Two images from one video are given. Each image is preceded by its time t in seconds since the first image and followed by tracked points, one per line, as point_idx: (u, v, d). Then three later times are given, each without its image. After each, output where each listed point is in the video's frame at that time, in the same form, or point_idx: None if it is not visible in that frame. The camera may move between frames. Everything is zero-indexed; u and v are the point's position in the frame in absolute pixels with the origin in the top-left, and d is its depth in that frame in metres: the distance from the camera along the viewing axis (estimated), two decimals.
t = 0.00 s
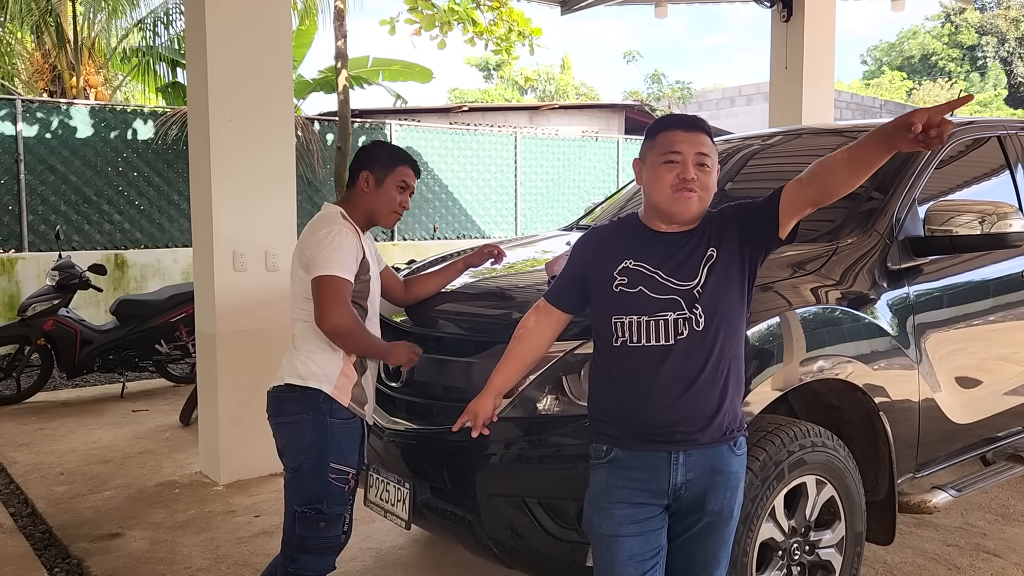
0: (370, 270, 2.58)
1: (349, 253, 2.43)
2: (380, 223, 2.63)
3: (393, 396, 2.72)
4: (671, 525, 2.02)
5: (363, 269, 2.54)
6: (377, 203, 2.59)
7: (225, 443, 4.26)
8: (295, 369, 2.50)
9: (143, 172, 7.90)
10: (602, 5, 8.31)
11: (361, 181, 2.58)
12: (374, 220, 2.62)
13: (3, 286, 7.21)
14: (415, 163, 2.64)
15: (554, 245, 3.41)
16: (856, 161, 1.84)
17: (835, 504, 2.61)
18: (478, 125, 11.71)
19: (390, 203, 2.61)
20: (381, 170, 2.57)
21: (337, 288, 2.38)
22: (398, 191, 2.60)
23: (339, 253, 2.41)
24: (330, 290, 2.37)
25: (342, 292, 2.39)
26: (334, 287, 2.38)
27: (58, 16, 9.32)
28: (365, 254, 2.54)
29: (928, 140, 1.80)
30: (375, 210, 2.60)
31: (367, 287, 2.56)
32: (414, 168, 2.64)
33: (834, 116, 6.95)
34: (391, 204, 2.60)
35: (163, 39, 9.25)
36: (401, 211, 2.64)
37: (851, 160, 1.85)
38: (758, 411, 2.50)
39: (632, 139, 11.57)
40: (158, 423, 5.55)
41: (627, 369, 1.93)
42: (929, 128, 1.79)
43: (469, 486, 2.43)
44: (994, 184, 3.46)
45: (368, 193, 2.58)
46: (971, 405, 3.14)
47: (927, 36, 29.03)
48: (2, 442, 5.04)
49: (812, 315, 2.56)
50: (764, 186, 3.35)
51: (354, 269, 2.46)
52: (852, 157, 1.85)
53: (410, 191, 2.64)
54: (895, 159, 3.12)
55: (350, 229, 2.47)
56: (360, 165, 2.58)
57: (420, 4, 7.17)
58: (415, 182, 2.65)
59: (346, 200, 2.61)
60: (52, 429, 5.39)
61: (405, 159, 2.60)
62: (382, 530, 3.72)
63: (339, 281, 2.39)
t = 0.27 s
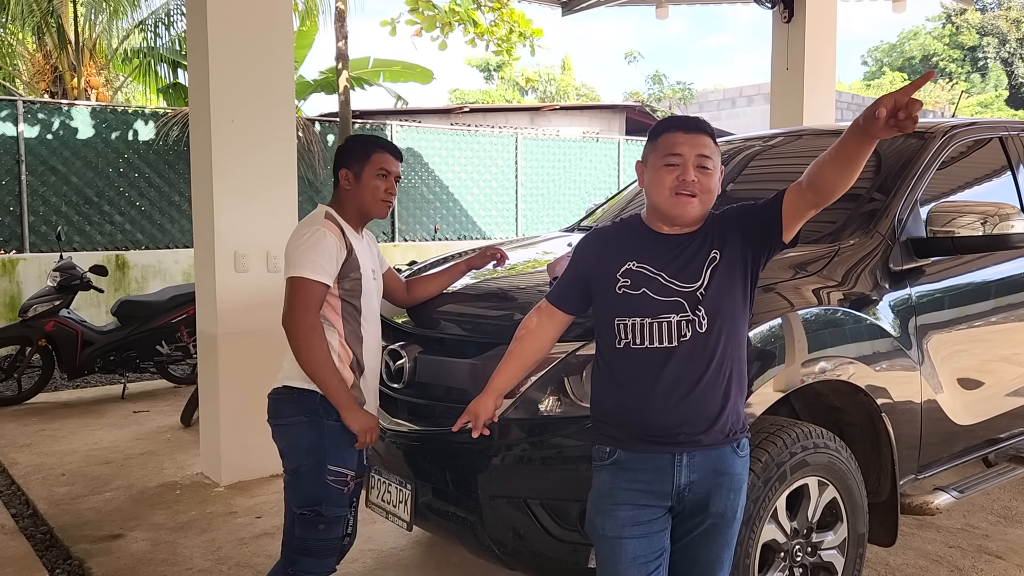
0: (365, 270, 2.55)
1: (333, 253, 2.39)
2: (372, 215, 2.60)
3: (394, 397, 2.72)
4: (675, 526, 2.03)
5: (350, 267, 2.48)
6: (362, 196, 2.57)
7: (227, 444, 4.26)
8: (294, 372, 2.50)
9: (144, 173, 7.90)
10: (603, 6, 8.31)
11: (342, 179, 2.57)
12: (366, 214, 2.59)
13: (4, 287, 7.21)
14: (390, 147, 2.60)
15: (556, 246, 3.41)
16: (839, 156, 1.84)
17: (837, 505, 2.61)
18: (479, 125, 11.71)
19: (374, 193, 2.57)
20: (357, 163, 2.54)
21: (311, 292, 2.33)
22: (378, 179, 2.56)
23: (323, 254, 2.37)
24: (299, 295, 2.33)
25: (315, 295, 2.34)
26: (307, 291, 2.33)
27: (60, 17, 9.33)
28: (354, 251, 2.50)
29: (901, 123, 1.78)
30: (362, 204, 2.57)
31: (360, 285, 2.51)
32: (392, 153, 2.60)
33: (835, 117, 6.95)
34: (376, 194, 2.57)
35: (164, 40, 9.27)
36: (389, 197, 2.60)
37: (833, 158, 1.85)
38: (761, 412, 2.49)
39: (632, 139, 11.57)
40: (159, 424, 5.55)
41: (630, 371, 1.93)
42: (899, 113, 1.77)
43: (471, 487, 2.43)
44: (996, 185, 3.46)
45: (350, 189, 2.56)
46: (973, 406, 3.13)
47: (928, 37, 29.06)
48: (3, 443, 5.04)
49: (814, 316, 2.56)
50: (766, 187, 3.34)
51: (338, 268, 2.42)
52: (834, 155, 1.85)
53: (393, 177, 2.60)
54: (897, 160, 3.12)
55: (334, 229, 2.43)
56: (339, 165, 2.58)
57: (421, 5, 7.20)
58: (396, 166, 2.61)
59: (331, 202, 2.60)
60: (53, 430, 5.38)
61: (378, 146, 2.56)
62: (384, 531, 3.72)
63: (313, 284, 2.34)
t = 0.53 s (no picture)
0: (356, 269, 2.53)
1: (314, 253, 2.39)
2: (364, 212, 2.58)
3: (395, 398, 2.71)
4: (676, 528, 2.02)
5: (337, 266, 2.48)
6: (351, 194, 2.56)
7: (228, 445, 4.26)
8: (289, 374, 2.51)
9: (145, 174, 7.90)
10: (604, 8, 8.31)
11: (329, 181, 2.57)
12: (358, 211, 2.57)
13: (5, 288, 7.21)
14: (372, 140, 2.58)
15: (557, 247, 3.40)
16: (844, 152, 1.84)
17: (840, 507, 2.61)
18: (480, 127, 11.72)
19: (362, 189, 2.56)
20: (340, 162, 2.54)
21: (285, 294, 2.34)
22: (363, 174, 2.54)
23: (303, 254, 2.38)
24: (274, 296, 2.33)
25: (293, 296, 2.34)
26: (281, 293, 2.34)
27: (61, 18, 9.34)
28: (338, 250, 2.49)
29: (906, 110, 1.78)
30: (353, 202, 2.56)
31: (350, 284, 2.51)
32: (376, 147, 2.58)
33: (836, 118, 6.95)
34: (363, 190, 2.55)
35: (166, 41, 9.31)
36: (377, 191, 2.57)
37: (837, 150, 1.85)
38: (763, 414, 2.49)
39: (633, 141, 11.57)
40: (160, 425, 5.55)
41: (632, 373, 1.92)
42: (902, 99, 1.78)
43: (472, 489, 2.42)
44: (998, 186, 3.45)
45: (337, 189, 2.56)
46: (976, 407, 3.13)
47: (929, 39, 29.07)
48: (4, 444, 5.04)
49: (816, 317, 2.56)
50: (767, 188, 3.34)
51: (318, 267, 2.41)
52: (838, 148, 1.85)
53: (379, 172, 2.58)
54: (898, 161, 3.12)
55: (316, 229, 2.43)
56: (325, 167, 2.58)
57: (421, 7, 7.32)
58: (381, 160, 2.59)
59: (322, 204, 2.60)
60: (54, 431, 5.38)
61: (359, 142, 2.55)
62: (385, 533, 3.72)
63: (288, 285, 2.34)
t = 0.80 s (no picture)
0: (346, 269, 2.51)
1: (295, 252, 2.39)
2: (358, 210, 2.57)
3: (396, 399, 2.71)
4: (677, 530, 2.02)
5: (321, 263, 2.47)
6: (344, 193, 2.54)
7: (228, 447, 4.26)
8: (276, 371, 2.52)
9: (146, 175, 7.90)
10: (605, 9, 8.29)
11: (322, 180, 2.56)
12: (351, 210, 2.56)
13: (6, 289, 7.22)
14: (363, 139, 2.57)
15: (557, 248, 3.40)
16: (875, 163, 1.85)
17: (841, 508, 2.60)
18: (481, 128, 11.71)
19: (356, 187, 2.54)
20: (332, 160, 2.53)
21: (265, 290, 2.35)
22: (356, 173, 2.53)
23: (284, 252, 2.38)
24: (253, 293, 2.35)
25: (272, 294, 2.36)
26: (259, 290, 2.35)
27: (62, 20, 9.34)
28: (322, 247, 2.47)
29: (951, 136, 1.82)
30: (346, 201, 2.55)
31: (335, 281, 2.49)
32: (368, 145, 2.58)
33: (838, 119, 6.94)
34: (356, 188, 2.54)
35: (167, 44, 9.34)
36: (371, 189, 2.56)
37: (870, 161, 1.85)
38: (765, 415, 2.48)
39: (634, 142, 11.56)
40: (161, 426, 5.55)
41: (632, 374, 1.92)
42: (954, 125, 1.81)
43: (472, 490, 2.42)
44: (1000, 187, 3.44)
45: (330, 188, 2.55)
46: (977, 409, 3.12)
47: (931, 40, 29.05)
48: (5, 446, 5.04)
49: (817, 318, 2.55)
50: (769, 189, 3.34)
51: (298, 266, 2.41)
52: (871, 157, 1.85)
53: (372, 170, 2.57)
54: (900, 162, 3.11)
55: (299, 227, 2.43)
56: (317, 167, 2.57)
57: (422, 8, 7.26)
58: (374, 158, 2.58)
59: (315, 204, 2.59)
60: (54, 432, 5.38)
61: (352, 141, 2.55)
62: (385, 535, 3.71)
63: (268, 282, 2.35)
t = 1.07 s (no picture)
0: (331, 268, 2.52)
1: (273, 246, 2.41)
2: (351, 210, 2.57)
3: (395, 401, 2.70)
4: (674, 531, 2.01)
5: (302, 259, 2.47)
6: (337, 193, 2.54)
7: (229, 449, 4.26)
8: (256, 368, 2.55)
9: (147, 178, 7.91)
10: (606, 11, 8.28)
11: (315, 178, 2.56)
12: (343, 210, 2.56)
13: (7, 291, 7.23)
14: (356, 137, 2.56)
15: (557, 250, 3.40)
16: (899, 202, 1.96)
17: (842, 511, 2.59)
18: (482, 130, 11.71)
19: (349, 187, 2.54)
20: (325, 159, 2.53)
21: (242, 279, 2.37)
22: (349, 172, 2.53)
23: (265, 244, 2.40)
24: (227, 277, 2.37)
25: (246, 284, 2.37)
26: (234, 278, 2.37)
27: (64, 23, 9.34)
28: (305, 243, 2.48)
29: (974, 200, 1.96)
30: (337, 200, 2.55)
31: (316, 280, 2.49)
32: (361, 144, 2.57)
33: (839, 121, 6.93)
34: (349, 187, 2.53)
35: (167, 45, 9.46)
36: (363, 188, 2.56)
37: (894, 203, 1.96)
38: (765, 417, 2.48)
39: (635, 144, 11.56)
40: (161, 429, 5.54)
41: (629, 377, 1.92)
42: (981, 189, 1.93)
43: (471, 492, 2.42)
44: (1000, 189, 3.44)
45: (323, 186, 2.55)
46: (978, 411, 3.11)
47: (932, 42, 29.03)
48: (5, 448, 5.04)
49: (817, 321, 2.55)
50: (769, 191, 3.34)
51: (277, 262, 2.42)
52: (895, 200, 1.96)
53: (366, 169, 2.57)
54: (900, 164, 3.11)
55: (284, 222, 2.45)
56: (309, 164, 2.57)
57: (424, 10, 7.25)
58: (368, 157, 2.57)
59: (309, 203, 2.60)
60: (55, 434, 5.38)
61: (346, 140, 2.54)
62: (385, 537, 3.71)
63: (246, 271, 2.37)
